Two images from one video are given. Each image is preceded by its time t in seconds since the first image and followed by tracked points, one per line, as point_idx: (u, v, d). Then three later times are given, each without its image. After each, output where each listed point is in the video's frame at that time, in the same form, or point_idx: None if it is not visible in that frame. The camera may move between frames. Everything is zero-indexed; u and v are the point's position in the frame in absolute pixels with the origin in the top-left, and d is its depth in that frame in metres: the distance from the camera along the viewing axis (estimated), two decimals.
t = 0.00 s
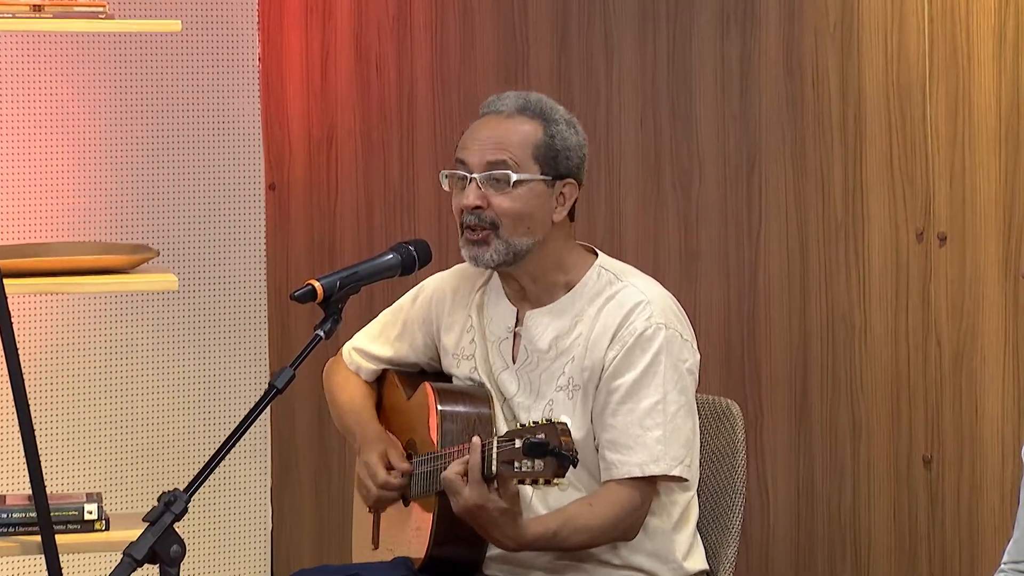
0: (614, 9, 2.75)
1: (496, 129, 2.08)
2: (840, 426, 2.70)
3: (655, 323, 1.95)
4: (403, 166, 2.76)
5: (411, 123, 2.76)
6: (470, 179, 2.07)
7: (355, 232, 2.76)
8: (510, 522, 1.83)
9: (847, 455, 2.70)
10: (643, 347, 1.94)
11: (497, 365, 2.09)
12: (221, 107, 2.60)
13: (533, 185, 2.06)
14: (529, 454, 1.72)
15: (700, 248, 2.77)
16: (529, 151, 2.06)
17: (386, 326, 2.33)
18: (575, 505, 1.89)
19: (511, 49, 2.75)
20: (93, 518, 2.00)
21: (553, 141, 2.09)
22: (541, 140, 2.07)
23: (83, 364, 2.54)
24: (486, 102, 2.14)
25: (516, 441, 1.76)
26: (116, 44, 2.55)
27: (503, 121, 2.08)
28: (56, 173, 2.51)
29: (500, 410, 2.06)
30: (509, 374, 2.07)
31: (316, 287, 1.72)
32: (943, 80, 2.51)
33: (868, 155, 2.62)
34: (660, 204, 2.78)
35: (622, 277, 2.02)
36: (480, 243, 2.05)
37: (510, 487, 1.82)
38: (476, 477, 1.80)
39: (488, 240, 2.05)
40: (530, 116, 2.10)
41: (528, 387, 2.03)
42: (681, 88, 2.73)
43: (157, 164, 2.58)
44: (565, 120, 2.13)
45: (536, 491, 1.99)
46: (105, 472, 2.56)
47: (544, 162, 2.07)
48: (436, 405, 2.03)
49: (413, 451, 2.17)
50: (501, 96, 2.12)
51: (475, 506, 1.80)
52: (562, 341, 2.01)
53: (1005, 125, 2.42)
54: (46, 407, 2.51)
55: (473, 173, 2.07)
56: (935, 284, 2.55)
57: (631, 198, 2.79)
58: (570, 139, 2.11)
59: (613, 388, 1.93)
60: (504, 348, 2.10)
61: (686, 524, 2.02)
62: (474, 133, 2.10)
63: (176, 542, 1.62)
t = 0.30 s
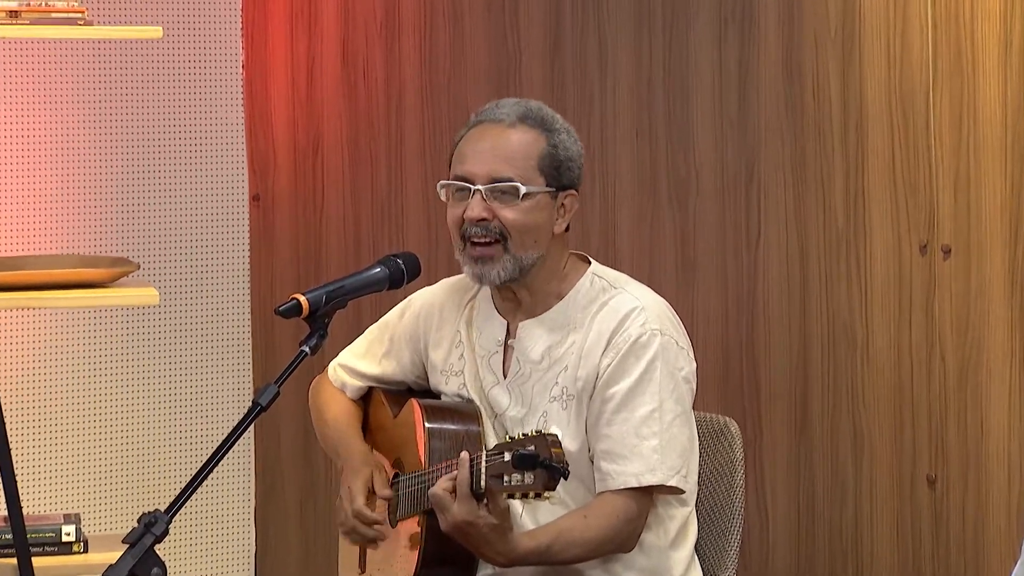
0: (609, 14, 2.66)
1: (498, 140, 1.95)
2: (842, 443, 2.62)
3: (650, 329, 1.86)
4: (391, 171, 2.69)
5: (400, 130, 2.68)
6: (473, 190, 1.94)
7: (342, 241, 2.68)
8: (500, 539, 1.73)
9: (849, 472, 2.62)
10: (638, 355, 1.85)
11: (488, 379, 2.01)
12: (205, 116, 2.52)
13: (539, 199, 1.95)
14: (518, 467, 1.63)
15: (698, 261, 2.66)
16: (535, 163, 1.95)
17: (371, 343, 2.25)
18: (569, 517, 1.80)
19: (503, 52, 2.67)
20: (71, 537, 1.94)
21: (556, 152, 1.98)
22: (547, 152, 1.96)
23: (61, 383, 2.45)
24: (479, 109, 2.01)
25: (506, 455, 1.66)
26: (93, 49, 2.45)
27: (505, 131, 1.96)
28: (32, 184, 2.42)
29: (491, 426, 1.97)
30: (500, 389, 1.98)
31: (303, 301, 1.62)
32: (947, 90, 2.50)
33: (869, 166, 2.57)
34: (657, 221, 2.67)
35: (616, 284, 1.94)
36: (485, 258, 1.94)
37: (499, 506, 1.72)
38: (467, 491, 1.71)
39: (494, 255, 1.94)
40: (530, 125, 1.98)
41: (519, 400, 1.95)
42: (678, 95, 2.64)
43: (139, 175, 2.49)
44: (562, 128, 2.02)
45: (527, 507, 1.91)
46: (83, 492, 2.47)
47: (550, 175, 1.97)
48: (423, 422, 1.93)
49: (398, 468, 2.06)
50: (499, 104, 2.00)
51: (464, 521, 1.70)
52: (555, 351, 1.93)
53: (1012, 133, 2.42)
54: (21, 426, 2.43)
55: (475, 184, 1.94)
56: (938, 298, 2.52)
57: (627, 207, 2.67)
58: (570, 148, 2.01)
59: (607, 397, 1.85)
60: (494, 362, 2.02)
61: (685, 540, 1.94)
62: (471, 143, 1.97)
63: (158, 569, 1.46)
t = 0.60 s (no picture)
0: (608, 23, 2.59)
1: (473, 156, 1.88)
2: (849, 466, 2.55)
3: (644, 359, 1.77)
4: (383, 185, 2.61)
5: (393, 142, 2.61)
6: (460, 208, 1.87)
7: (333, 257, 2.61)
8: (493, 562, 1.66)
9: (855, 492, 2.54)
10: (631, 386, 1.76)
11: (479, 400, 1.94)
12: (191, 126, 2.46)
13: (527, 209, 1.88)
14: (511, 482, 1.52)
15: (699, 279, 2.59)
16: (518, 173, 1.88)
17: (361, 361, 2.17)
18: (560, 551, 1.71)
19: (498, 63, 2.60)
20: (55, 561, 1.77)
21: (535, 160, 1.91)
22: (527, 161, 1.89)
23: (42, 404, 2.37)
24: (447, 133, 1.94)
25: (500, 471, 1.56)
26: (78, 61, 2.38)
27: (480, 146, 1.89)
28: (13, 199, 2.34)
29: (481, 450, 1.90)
30: (491, 411, 1.91)
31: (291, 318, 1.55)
32: (955, 98, 2.45)
33: (877, 182, 2.50)
34: (658, 236, 2.59)
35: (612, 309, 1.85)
36: (478, 275, 1.86)
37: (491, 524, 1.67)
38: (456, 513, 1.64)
39: (487, 270, 1.86)
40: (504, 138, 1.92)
41: (510, 425, 1.87)
42: (679, 108, 2.57)
43: (124, 187, 2.42)
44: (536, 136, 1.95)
45: (524, 530, 1.82)
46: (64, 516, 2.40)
47: (534, 183, 1.89)
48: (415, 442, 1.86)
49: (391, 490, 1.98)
50: (468, 121, 1.93)
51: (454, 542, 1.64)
52: (547, 378, 1.85)
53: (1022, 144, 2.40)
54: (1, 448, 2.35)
55: (460, 203, 1.87)
56: (946, 314, 2.46)
57: (626, 223, 2.60)
58: (548, 154, 1.94)
59: (599, 428, 1.77)
60: (486, 382, 1.94)
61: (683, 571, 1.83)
62: (445, 163, 1.90)
63: None
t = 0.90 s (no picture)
0: (611, 32, 2.52)
1: (476, 164, 1.81)
2: (859, 489, 2.47)
3: (631, 383, 1.70)
4: (377, 199, 2.55)
5: (388, 155, 2.54)
6: (449, 217, 1.79)
7: (326, 274, 2.55)
8: None
9: (865, 520, 2.47)
10: (619, 411, 1.69)
11: (467, 423, 1.86)
12: (180, 138, 2.38)
13: (519, 227, 1.80)
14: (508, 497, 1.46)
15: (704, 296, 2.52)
16: (514, 189, 1.81)
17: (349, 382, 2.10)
18: None
19: (497, 72, 2.53)
20: None
21: (539, 179, 1.84)
22: (528, 178, 1.82)
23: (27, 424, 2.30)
24: (457, 137, 1.88)
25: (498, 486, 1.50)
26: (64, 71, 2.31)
27: (484, 155, 1.82)
28: None
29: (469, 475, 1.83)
30: (479, 434, 1.84)
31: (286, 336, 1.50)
32: (968, 110, 2.32)
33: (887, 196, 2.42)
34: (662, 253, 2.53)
35: (598, 330, 1.78)
36: (460, 288, 1.79)
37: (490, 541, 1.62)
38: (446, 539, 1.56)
39: (470, 284, 1.79)
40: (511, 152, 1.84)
41: (498, 450, 1.80)
42: (683, 119, 2.51)
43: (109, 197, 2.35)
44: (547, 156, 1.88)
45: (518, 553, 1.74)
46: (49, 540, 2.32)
47: (530, 201, 1.82)
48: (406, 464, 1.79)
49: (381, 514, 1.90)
50: (479, 129, 1.86)
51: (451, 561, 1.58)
52: (533, 402, 1.78)
53: None
54: None
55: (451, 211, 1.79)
56: (960, 337, 2.34)
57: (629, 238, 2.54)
58: (555, 177, 1.86)
59: (587, 455, 1.69)
60: (475, 405, 1.86)
61: None
62: (449, 167, 1.83)
63: None
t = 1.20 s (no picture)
0: (613, 42, 2.45)
1: (472, 183, 1.74)
2: (869, 514, 2.40)
3: (640, 404, 1.63)
4: (373, 214, 2.48)
5: (386, 169, 2.47)
6: (445, 238, 1.72)
7: (321, 291, 2.48)
8: None
9: (876, 547, 2.40)
10: (627, 432, 1.62)
11: (468, 448, 1.79)
12: (170, 150, 2.31)
13: (518, 248, 1.73)
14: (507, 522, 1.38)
15: (710, 314, 2.45)
16: (514, 209, 1.73)
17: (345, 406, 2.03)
18: None
19: (497, 83, 2.46)
20: None
21: (538, 198, 1.77)
22: (527, 197, 1.75)
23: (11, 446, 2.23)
24: (453, 153, 1.80)
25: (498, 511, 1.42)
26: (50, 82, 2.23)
27: (481, 174, 1.75)
28: None
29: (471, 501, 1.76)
30: (481, 459, 1.77)
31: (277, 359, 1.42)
32: (983, 128, 2.29)
33: (898, 212, 2.36)
34: (666, 268, 2.46)
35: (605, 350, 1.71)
36: (460, 311, 1.71)
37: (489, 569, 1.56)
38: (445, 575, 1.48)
39: (470, 306, 1.71)
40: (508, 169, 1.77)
41: (501, 474, 1.73)
42: (687, 132, 2.43)
43: (97, 212, 2.28)
44: (546, 171, 1.81)
45: None
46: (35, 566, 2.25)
47: (530, 220, 1.75)
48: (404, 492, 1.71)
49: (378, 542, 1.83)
50: (474, 146, 1.79)
51: None
52: (538, 424, 1.70)
53: None
54: None
55: (449, 232, 1.72)
56: (974, 359, 2.31)
57: (633, 255, 2.47)
58: (555, 194, 1.79)
59: (594, 478, 1.62)
60: (476, 430, 1.79)
61: None
62: (444, 188, 1.75)
63: None
